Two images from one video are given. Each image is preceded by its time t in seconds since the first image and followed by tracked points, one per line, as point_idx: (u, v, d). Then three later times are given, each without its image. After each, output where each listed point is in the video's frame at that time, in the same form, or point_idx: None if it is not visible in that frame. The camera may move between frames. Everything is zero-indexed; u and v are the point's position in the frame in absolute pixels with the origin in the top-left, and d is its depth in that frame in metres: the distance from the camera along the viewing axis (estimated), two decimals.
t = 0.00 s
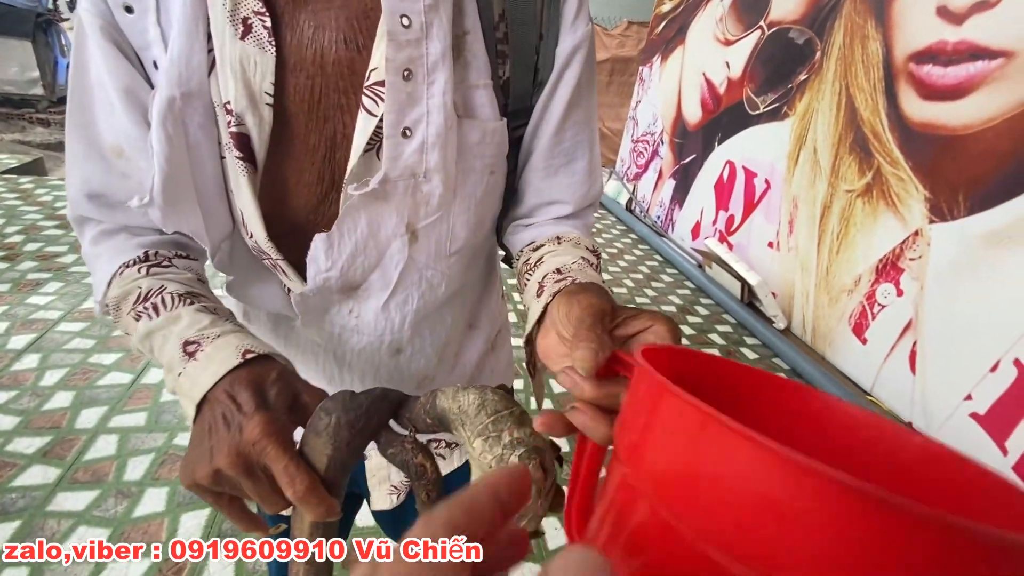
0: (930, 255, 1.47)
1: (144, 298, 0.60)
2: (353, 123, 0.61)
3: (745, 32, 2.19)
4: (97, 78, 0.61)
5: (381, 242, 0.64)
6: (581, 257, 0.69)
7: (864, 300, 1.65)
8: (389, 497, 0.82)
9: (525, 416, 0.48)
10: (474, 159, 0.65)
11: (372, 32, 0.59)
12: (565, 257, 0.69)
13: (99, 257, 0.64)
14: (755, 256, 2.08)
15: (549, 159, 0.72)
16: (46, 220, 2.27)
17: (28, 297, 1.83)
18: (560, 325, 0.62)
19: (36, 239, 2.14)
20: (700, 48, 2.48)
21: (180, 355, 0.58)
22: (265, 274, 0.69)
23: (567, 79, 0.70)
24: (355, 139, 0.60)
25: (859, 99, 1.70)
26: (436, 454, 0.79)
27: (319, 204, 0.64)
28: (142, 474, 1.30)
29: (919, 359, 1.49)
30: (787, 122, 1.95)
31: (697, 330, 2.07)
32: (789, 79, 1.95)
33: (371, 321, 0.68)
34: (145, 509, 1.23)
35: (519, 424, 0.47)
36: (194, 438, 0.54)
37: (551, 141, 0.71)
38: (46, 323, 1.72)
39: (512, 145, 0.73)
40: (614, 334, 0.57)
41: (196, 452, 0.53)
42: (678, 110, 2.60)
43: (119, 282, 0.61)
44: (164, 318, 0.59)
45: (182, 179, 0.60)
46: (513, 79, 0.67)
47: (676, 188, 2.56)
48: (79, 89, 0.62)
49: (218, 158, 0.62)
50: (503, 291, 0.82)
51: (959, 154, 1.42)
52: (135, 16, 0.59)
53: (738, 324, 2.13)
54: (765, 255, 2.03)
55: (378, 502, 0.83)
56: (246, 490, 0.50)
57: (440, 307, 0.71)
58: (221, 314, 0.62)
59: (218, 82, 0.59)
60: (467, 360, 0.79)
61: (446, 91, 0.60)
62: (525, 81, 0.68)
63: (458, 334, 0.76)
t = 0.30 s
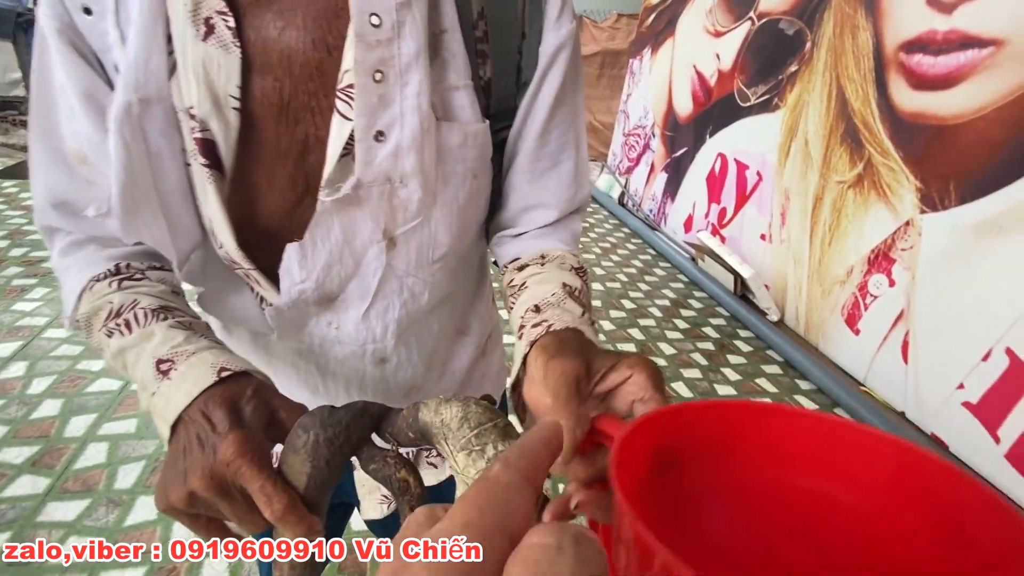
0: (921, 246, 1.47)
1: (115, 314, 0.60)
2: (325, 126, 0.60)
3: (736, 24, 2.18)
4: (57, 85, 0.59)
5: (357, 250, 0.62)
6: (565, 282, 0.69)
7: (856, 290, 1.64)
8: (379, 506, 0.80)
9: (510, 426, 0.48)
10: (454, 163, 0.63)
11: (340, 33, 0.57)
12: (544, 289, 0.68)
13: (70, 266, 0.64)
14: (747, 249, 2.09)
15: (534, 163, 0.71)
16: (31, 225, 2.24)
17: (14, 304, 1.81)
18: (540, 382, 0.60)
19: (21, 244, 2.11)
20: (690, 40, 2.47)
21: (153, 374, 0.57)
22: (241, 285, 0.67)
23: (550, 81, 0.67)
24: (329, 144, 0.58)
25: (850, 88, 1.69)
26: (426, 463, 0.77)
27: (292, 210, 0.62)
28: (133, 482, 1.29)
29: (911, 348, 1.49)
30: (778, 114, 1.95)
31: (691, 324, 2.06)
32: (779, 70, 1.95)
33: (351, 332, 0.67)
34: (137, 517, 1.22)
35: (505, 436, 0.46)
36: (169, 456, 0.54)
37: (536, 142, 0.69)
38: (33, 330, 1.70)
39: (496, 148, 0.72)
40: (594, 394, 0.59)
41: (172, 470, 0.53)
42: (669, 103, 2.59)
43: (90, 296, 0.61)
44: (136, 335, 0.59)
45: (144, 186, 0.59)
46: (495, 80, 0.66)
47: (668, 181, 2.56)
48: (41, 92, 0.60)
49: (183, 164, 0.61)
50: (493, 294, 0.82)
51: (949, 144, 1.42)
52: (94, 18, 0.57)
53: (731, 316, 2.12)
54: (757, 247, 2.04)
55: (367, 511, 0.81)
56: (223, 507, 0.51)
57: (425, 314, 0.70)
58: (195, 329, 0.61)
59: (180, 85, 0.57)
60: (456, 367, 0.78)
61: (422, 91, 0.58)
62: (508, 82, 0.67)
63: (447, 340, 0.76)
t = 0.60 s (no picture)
0: (914, 227, 1.47)
1: (94, 303, 0.59)
2: (300, 109, 0.58)
3: (728, 5, 2.16)
4: (23, 70, 0.58)
5: (338, 238, 0.62)
6: (540, 278, 0.69)
7: (850, 272, 1.65)
8: (374, 493, 0.79)
9: (487, 406, 0.51)
10: (436, 148, 0.62)
11: (312, 13, 0.55)
12: (518, 284, 0.67)
13: (48, 254, 0.63)
14: (743, 234, 2.09)
15: (516, 146, 0.70)
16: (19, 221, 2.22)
17: (6, 301, 1.80)
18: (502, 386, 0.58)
19: (10, 241, 2.10)
20: (683, 22, 2.45)
21: (134, 363, 0.56)
22: (222, 274, 0.67)
23: (532, 59, 0.66)
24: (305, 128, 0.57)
25: (843, 69, 1.69)
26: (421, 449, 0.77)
27: (270, 196, 0.62)
28: (131, 476, 1.29)
29: (905, 328, 1.50)
30: (771, 96, 1.94)
31: (686, 308, 2.06)
32: (772, 51, 1.93)
33: (335, 321, 0.67)
34: (136, 511, 1.22)
35: (483, 415, 0.50)
36: (149, 444, 0.55)
37: (518, 125, 0.68)
38: (25, 327, 1.69)
39: (480, 132, 0.71)
40: (551, 399, 0.57)
41: (151, 457, 0.54)
42: (662, 87, 2.58)
43: (67, 285, 0.60)
44: (115, 323, 0.58)
45: (112, 172, 0.57)
46: (476, 61, 0.64)
47: (661, 166, 2.55)
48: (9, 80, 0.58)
49: (155, 151, 0.60)
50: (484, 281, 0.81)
51: (942, 123, 1.42)
52: None
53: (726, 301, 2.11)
54: (752, 230, 2.03)
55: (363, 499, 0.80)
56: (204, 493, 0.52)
57: (411, 301, 0.70)
58: (176, 317, 0.61)
59: (145, 68, 0.55)
60: (447, 354, 0.79)
61: (398, 72, 0.57)
62: (490, 62, 0.65)
63: (436, 327, 0.76)
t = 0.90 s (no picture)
0: (915, 207, 1.46)
1: (89, 286, 0.59)
2: (288, 85, 0.57)
3: None
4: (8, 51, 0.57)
5: (329, 216, 0.61)
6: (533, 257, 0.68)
7: (851, 254, 1.64)
8: (375, 483, 0.79)
9: (475, 379, 0.51)
10: (426, 123, 0.62)
11: None
12: (512, 264, 0.67)
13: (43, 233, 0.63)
14: (743, 217, 2.08)
15: (508, 123, 0.69)
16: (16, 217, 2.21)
17: (5, 298, 1.80)
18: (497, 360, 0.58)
19: (7, 238, 2.09)
20: (680, 4, 2.43)
21: (128, 344, 0.56)
22: (216, 256, 0.67)
23: (523, 31, 0.65)
24: (295, 104, 0.56)
25: (843, 49, 1.67)
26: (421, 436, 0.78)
27: (260, 176, 0.61)
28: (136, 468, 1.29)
29: (906, 311, 1.50)
30: (770, 77, 1.92)
31: (686, 293, 2.05)
32: (771, 31, 1.92)
33: (333, 303, 0.67)
34: (141, 503, 1.23)
35: (471, 390, 0.50)
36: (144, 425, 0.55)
37: (511, 101, 0.68)
38: (26, 324, 1.70)
39: (472, 109, 0.70)
40: (544, 374, 0.58)
41: (145, 436, 0.54)
42: (660, 70, 2.56)
43: (62, 268, 0.60)
44: (110, 305, 0.58)
45: (102, 153, 0.58)
46: (465, 34, 0.64)
47: (660, 151, 2.55)
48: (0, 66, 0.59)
49: (143, 131, 0.60)
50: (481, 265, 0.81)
51: (943, 101, 1.41)
52: None
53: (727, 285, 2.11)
54: (752, 213, 2.03)
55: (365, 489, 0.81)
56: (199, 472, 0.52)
57: (409, 282, 0.70)
58: (168, 299, 0.61)
59: (130, 46, 0.55)
60: (448, 337, 0.79)
61: (385, 44, 0.56)
62: (479, 37, 0.65)
63: (433, 312, 0.75)
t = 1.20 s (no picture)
0: (918, 194, 1.46)
1: (90, 275, 0.59)
2: (290, 80, 0.57)
3: None
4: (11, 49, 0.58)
5: (334, 205, 0.61)
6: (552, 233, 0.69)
7: (854, 244, 1.64)
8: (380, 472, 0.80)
9: (449, 363, 0.44)
10: (428, 115, 0.62)
11: None
12: (536, 237, 0.68)
13: (53, 226, 0.64)
14: (744, 207, 2.08)
15: (510, 115, 0.69)
16: (20, 219, 2.22)
17: (10, 299, 1.80)
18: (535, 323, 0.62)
19: (11, 239, 2.10)
20: None
21: (121, 332, 0.57)
22: (220, 251, 0.66)
23: (521, 22, 0.65)
24: (298, 98, 0.57)
25: (844, 36, 1.66)
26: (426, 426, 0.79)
27: (263, 170, 0.61)
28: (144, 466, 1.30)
29: (909, 298, 1.50)
30: (771, 66, 1.92)
31: (689, 285, 2.05)
32: (771, 20, 1.91)
33: (336, 294, 0.66)
34: (150, 500, 1.23)
35: (443, 372, 0.43)
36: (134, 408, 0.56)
37: (512, 93, 0.68)
38: (31, 324, 1.70)
39: (472, 101, 0.70)
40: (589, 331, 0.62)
41: (134, 419, 0.55)
42: (660, 61, 2.56)
43: (67, 259, 0.61)
44: (106, 294, 0.58)
45: (108, 151, 0.58)
46: (462, 27, 0.64)
47: (661, 142, 2.54)
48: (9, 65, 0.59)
49: (147, 128, 0.60)
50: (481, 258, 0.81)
51: (945, 87, 1.41)
52: None
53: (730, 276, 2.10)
54: (754, 204, 2.03)
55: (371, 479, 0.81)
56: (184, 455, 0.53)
57: (412, 273, 0.69)
58: (165, 289, 0.60)
59: (132, 44, 0.55)
60: (449, 330, 0.78)
61: (387, 37, 0.57)
62: (476, 29, 0.65)
63: (435, 305, 0.75)
